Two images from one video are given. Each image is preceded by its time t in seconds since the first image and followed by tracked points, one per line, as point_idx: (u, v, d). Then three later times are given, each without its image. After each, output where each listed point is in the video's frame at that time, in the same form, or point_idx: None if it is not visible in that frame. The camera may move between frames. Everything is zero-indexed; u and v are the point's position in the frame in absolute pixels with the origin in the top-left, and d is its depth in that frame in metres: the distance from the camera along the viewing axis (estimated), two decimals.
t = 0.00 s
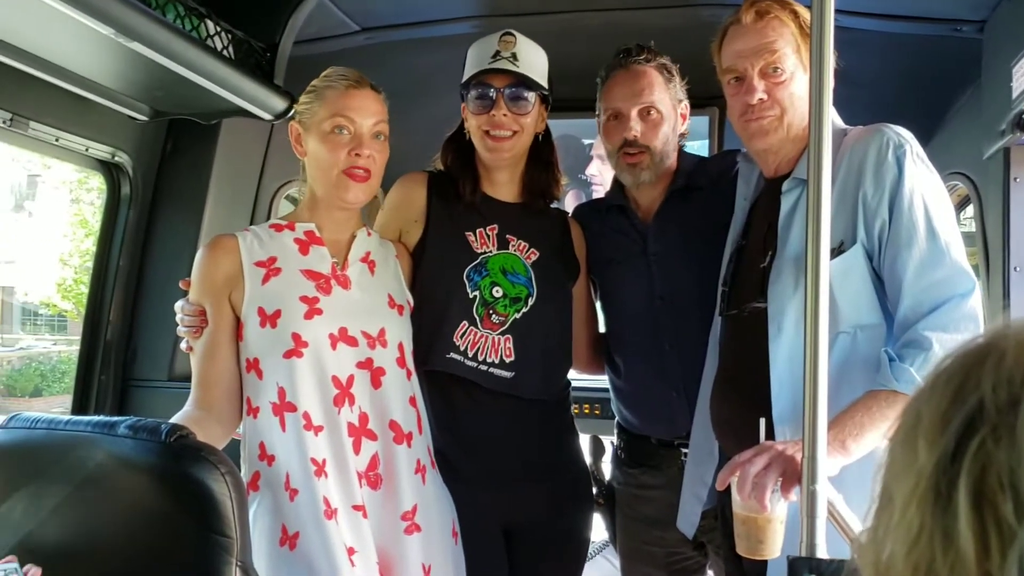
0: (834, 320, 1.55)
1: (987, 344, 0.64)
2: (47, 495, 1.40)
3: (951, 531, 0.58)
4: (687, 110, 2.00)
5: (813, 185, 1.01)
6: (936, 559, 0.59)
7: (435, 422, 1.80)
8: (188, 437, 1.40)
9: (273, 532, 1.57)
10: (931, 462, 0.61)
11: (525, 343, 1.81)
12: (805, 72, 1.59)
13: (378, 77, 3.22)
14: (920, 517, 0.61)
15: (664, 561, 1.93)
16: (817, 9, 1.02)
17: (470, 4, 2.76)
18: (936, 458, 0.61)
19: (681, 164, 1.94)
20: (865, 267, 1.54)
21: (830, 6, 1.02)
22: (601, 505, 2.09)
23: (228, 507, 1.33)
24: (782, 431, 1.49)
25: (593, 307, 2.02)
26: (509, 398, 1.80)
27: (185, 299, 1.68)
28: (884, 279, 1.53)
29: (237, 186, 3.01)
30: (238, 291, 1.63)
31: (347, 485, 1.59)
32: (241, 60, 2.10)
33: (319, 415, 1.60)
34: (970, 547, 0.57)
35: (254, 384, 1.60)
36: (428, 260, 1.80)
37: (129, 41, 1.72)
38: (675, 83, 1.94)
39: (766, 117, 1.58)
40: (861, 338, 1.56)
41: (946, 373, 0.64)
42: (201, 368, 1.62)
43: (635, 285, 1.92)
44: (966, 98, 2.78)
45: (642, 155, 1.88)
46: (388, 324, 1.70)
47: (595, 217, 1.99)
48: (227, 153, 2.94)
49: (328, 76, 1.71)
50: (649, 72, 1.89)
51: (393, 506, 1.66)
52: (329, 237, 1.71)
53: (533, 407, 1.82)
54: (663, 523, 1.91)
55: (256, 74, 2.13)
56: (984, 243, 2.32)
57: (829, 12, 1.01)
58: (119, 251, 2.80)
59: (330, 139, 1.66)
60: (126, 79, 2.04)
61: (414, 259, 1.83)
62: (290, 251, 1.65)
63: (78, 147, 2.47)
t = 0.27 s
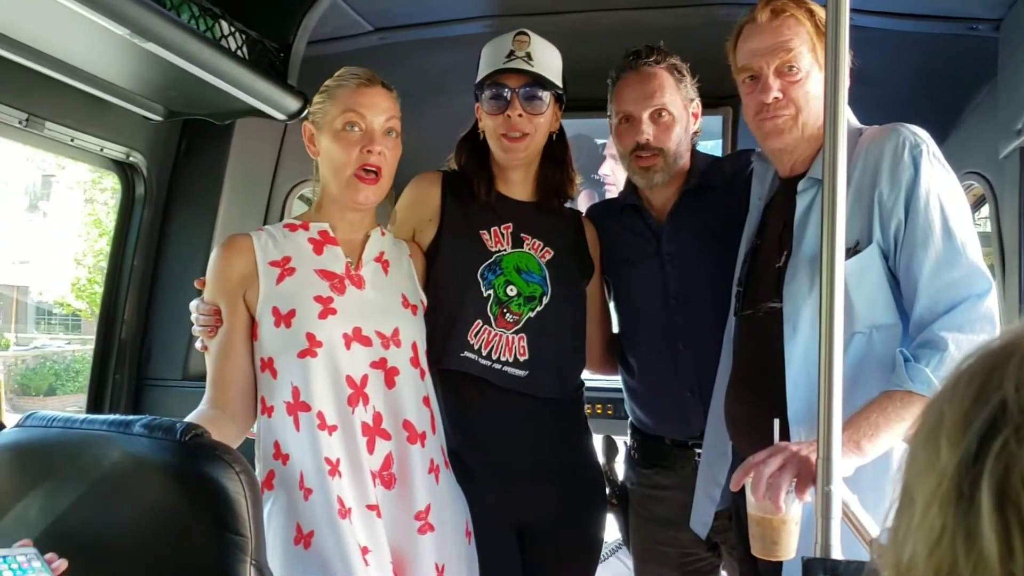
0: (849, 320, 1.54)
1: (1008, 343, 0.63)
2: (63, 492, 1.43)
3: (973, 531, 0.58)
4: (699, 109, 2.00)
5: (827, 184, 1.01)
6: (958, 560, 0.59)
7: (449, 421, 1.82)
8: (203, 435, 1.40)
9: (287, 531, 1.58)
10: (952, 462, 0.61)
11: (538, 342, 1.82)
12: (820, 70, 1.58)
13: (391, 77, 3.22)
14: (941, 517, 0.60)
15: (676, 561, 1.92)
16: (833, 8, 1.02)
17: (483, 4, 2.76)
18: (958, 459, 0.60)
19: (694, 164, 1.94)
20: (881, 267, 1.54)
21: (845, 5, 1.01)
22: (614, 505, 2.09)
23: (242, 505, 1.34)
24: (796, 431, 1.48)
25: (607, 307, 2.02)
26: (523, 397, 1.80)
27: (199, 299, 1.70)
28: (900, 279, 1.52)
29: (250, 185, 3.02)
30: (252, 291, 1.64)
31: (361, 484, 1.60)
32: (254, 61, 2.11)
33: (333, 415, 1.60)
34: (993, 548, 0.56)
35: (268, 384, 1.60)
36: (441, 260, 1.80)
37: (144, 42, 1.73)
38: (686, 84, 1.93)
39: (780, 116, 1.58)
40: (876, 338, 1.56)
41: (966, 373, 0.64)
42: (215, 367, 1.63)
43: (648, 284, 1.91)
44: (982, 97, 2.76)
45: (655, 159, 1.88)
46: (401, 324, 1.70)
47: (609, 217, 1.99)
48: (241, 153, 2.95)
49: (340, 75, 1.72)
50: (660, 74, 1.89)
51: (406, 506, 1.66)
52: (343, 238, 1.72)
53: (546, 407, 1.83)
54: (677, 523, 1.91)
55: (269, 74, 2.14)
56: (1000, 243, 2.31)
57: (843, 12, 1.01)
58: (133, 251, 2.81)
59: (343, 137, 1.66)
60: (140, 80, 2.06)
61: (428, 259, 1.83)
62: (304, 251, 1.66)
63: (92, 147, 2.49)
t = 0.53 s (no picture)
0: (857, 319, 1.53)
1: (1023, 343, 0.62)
2: (72, 492, 1.44)
3: (989, 532, 0.57)
4: (705, 109, 1.99)
5: (836, 183, 1.00)
6: (974, 560, 0.58)
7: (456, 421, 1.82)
8: (210, 435, 1.40)
9: (295, 530, 1.58)
10: (968, 462, 0.60)
11: (546, 342, 1.82)
12: (828, 69, 1.58)
13: (398, 77, 3.23)
14: (956, 518, 0.60)
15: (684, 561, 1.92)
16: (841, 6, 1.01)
17: (490, 4, 2.76)
18: (974, 458, 0.60)
19: (701, 164, 1.94)
20: (889, 266, 1.53)
21: (854, 3, 1.00)
22: (621, 505, 2.09)
23: (250, 504, 1.33)
24: (804, 431, 1.48)
25: (614, 306, 2.02)
26: (530, 397, 1.81)
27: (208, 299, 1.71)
28: (909, 278, 1.52)
29: (257, 186, 3.03)
30: (259, 291, 1.64)
31: (368, 483, 1.60)
32: (261, 61, 2.11)
33: (340, 414, 1.60)
34: (1010, 549, 0.56)
35: (276, 383, 1.61)
36: (448, 259, 1.81)
37: (152, 43, 1.73)
38: (691, 84, 1.93)
39: (788, 115, 1.57)
40: (885, 338, 1.55)
41: (981, 372, 0.63)
42: (224, 367, 1.64)
43: (656, 284, 1.91)
44: (991, 96, 2.75)
45: (661, 160, 1.88)
46: (409, 323, 1.70)
47: (616, 216, 1.99)
48: (248, 154, 2.96)
49: (346, 74, 1.72)
50: (666, 76, 1.88)
51: (413, 506, 1.66)
52: (350, 238, 1.72)
53: (553, 407, 1.83)
54: (684, 523, 1.91)
55: (276, 74, 2.14)
56: (1009, 243, 2.30)
57: (852, 10, 1.00)
58: (141, 253, 2.83)
59: (348, 136, 1.67)
60: (148, 81, 2.06)
61: (435, 259, 1.83)
62: (311, 251, 1.66)
63: (100, 148, 2.49)
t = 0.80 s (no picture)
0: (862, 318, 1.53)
1: None
2: (80, 490, 1.44)
3: (1003, 532, 0.57)
4: (704, 109, 1.99)
5: (841, 183, 1.00)
6: (987, 561, 0.58)
7: (460, 420, 1.82)
8: (217, 434, 1.41)
9: (300, 529, 1.58)
10: (981, 462, 0.60)
11: (550, 341, 1.82)
12: (832, 68, 1.57)
13: (401, 76, 3.23)
14: (968, 518, 0.60)
15: (688, 560, 1.92)
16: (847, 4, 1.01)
17: (492, 3, 2.76)
18: (987, 458, 0.59)
19: (704, 163, 1.94)
20: (894, 265, 1.53)
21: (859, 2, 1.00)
22: (626, 504, 2.09)
23: (256, 503, 1.35)
24: (809, 430, 1.48)
25: (618, 305, 2.03)
26: (534, 396, 1.81)
27: (213, 299, 1.72)
28: (913, 277, 1.52)
29: (260, 185, 3.03)
30: (264, 291, 1.65)
31: (373, 482, 1.60)
32: (265, 61, 2.11)
33: (345, 413, 1.61)
34: None
35: (281, 383, 1.61)
36: (453, 258, 1.81)
37: (156, 43, 1.74)
38: (689, 85, 1.92)
39: (792, 113, 1.57)
40: (890, 336, 1.55)
41: (994, 371, 0.63)
42: (230, 367, 1.64)
43: (660, 282, 1.91)
44: (995, 94, 2.75)
45: (661, 164, 1.88)
46: (413, 323, 1.70)
47: (619, 216, 1.99)
48: (251, 154, 2.96)
49: (349, 75, 1.72)
50: (663, 79, 1.88)
51: (419, 505, 1.66)
52: (354, 237, 1.72)
53: (557, 406, 1.83)
54: (688, 522, 1.91)
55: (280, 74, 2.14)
56: (1014, 241, 2.31)
57: (855, 9, 1.00)
58: (145, 253, 2.82)
59: (351, 137, 1.67)
60: (152, 81, 2.07)
61: (439, 258, 1.84)
62: (316, 250, 1.67)
63: (104, 148, 2.50)
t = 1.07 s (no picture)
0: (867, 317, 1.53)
1: None
2: (88, 488, 1.45)
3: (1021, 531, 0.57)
4: (703, 110, 1.98)
5: (847, 181, 1.00)
6: (1003, 558, 0.59)
7: (466, 418, 1.83)
8: (223, 432, 1.41)
9: (306, 527, 1.59)
10: (997, 460, 0.60)
11: (555, 340, 1.82)
12: (837, 67, 1.58)
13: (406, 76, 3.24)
14: (984, 515, 0.60)
15: (693, 559, 1.92)
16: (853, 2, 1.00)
17: (497, 2, 2.76)
18: (1003, 455, 0.60)
19: (706, 163, 1.94)
20: (899, 264, 1.53)
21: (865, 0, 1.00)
22: (630, 502, 2.09)
23: (263, 499, 1.36)
24: (813, 429, 1.48)
25: (623, 304, 2.03)
26: (539, 394, 1.81)
27: (219, 297, 1.73)
28: (918, 276, 1.52)
29: (265, 185, 3.03)
30: (270, 289, 1.66)
31: (378, 480, 1.60)
32: (271, 61, 2.12)
33: (351, 411, 1.61)
34: None
35: (287, 381, 1.62)
36: (457, 257, 1.81)
37: (163, 42, 1.74)
38: (687, 88, 1.92)
39: (798, 112, 1.57)
40: (894, 335, 1.54)
41: (1008, 367, 0.63)
42: (236, 365, 1.65)
43: (665, 281, 1.92)
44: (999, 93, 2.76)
45: (660, 167, 1.89)
46: (418, 321, 1.71)
47: (624, 215, 1.99)
48: (256, 153, 2.96)
49: (354, 75, 1.72)
50: (659, 83, 1.88)
51: (424, 503, 1.66)
52: (359, 237, 1.73)
53: (562, 404, 1.83)
54: (694, 521, 1.91)
55: (286, 74, 2.15)
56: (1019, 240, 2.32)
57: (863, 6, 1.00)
58: (150, 252, 2.83)
59: (357, 137, 1.67)
60: (158, 80, 2.07)
61: (443, 257, 1.84)
62: (321, 249, 1.67)
63: (110, 147, 2.50)
